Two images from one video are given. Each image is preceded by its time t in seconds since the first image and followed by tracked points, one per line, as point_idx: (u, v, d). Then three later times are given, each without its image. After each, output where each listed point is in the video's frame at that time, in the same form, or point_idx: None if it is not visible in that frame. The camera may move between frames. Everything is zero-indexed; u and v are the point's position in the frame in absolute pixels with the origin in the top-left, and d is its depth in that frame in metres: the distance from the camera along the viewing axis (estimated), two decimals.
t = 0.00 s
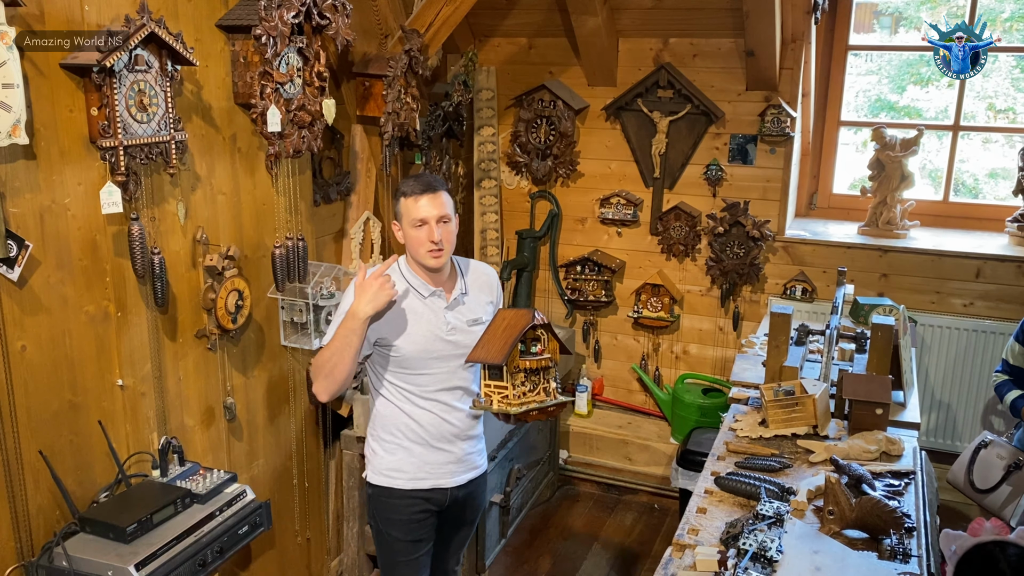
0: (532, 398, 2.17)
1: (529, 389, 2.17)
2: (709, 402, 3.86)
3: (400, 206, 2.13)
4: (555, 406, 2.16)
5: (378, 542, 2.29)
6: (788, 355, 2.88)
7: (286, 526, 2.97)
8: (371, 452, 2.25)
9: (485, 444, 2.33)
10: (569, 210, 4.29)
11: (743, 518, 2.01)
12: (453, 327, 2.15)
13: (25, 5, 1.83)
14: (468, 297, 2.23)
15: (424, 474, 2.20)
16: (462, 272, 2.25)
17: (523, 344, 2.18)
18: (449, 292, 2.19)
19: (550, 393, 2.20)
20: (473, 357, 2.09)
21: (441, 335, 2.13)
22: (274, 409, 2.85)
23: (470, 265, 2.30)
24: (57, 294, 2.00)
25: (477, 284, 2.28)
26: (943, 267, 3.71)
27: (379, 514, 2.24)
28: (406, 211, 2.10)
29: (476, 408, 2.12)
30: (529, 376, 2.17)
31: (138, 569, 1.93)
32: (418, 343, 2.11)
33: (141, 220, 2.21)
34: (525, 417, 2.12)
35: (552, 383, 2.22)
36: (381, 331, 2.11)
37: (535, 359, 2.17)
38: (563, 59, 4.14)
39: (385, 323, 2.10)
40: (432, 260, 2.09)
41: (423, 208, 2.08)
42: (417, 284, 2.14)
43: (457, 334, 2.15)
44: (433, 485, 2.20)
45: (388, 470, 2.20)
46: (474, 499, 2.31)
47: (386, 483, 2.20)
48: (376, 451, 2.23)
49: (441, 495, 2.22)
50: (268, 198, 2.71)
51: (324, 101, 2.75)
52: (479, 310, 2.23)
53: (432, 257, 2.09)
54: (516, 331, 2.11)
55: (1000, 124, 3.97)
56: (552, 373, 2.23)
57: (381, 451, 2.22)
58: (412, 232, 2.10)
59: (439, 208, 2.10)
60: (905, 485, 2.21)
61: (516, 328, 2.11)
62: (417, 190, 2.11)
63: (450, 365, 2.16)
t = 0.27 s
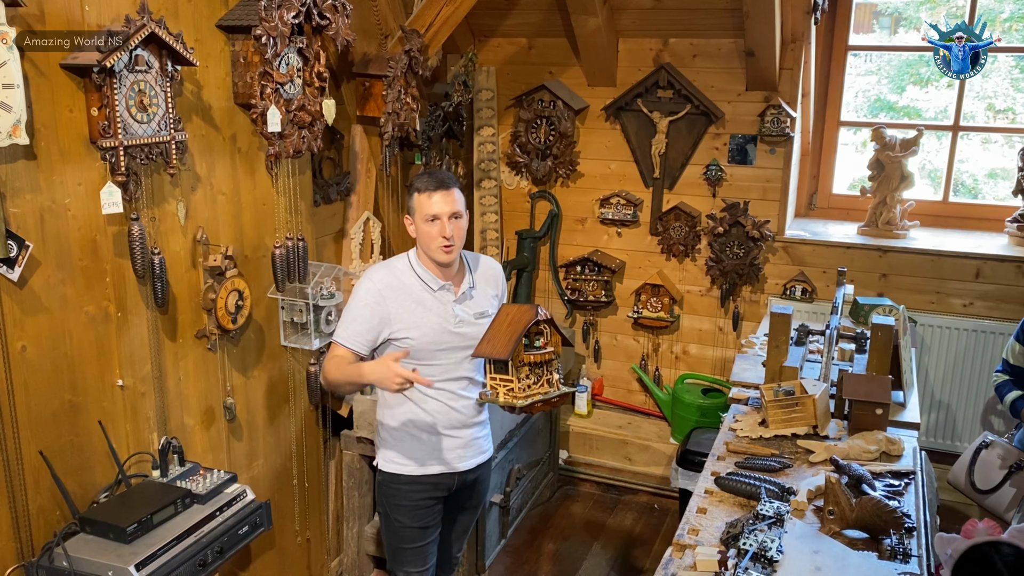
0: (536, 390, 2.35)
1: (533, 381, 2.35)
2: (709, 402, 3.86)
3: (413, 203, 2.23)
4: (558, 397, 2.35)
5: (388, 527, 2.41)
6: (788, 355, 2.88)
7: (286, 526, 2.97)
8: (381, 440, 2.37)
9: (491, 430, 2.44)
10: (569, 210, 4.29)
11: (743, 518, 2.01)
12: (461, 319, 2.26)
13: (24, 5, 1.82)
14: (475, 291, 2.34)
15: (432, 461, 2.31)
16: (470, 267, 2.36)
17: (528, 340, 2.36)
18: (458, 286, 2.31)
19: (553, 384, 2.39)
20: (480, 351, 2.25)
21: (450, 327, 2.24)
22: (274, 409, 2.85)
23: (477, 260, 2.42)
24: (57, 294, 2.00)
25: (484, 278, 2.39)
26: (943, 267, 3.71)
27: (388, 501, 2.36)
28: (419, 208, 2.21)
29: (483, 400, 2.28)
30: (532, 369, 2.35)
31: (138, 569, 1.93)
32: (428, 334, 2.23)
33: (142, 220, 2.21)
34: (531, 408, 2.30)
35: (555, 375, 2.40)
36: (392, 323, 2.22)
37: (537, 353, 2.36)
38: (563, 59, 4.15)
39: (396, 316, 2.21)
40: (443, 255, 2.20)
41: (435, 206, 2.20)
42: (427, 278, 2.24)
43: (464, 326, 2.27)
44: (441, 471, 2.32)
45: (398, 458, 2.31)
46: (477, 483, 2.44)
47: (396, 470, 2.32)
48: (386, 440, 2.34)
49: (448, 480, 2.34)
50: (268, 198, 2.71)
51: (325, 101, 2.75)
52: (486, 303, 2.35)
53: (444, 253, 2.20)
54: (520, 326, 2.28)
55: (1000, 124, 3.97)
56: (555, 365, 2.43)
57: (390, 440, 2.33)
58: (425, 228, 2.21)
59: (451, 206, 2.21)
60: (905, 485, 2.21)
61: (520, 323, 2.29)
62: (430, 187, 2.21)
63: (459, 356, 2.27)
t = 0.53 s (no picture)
0: (537, 382, 2.34)
1: (534, 373, 2.34)
2: (710, 402, 3.86)
3: (417, 197, 2.28)
4: (559, 388, 2.33)
5: (391, 518, 2.44)
6: (789, 355, 2.88)
7: (287, 526, 2.97)
8: (387, 433, 2.41)
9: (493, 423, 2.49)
10: (569, 210, 4.29)
11: (745, 518, 2.01)
12: (463, 314, 2.31)
13: (26, 5, 1.83)
14: (478, 286, 2.38)
15: (437, 451, 2.36)
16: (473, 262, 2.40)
17: (528, 333, 2.34)
18: (461, 281, 2.35)
19: (554, 376, 2.39)
20: (483, 345, 2.23)
21: (452, 321, 2.30)
22: (275, 409, 2.85)
23: (480, 256, 2.46)
24: (59, 293, 2.01)
25: (487, 274, 2.43)
26: (943, 267, 3.71)
27: (391, 491, 2.40)
28: (423, 201, 2.25)
29: (487, 393, 2.28)
30: (534, 362, 2.33)
31: (140, 568, 1.93)
32: (431, 329, 2.28)
33: (143, 220, 2.21)
34: (534, 400, 2.27)
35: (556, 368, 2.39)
36: (397, 318, 2.28)
37: (538, 346, 2.33)
38: (564, 59, 4.15)
39: (401, 311, 2.27)
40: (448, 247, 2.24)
41: (438, 198, 2.23)
42: (431, 273, 2.29)
43: (467, 320, 2.31)
44: (445, 462, 2.36)
45: (403, 449, 2.36)
46: (480, 475, 2.47)
47: (402, 461, 2.36)
48: (391, 432, 2.39)
49: (452, 471, 2.38)
50: (269, 198, 2.71)
51: (326, 101, 2.75)
52: (489, 298, 2.39)
53: (448, 245, 2.23)
54: (521, 321, 2.28)
55: (1000, 124, 3.97)
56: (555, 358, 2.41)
57: (395, 432, 2.38)
58: (428, 220, 2.25)
59: (454, 198, 2.25)
60: (907, 485, 2.21)
61: (521, 318, 2.28)
62: (433, 182, 2.26)
63: (462, 350, 2.32)
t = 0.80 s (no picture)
0: (539, 372, 2.37)
1: (535, 364, 2.37)
2: (710, 402, 3.87)
3: (419, 194, 2.30)
4: (560, 379, 2.36)
5: (393, 514, 2.44)
6: (789, 355, 2.88)
7: (287, 526, 2.97)
8: (388, 428, 2.41)
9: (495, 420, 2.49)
10: (569, 210, 4.29)
11: (746, 518, 2.01)
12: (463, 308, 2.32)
13: (26, 5, 1.83)
14: (477, 281, 2.39)
15: (440, 447, 2.36)
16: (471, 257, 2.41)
17: (531, 324, 2.38)
18: (460, 276, 2.36)
19: (555, 367, 2.41)
20: (486, 334, 2.28)
21: (452, 317, 2.30)
22: (275, 409, 2.85)
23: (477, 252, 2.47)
24: (60, 293, 2.01)
25: (485, 270, 2.44)
26: (943, 267, 3.72)
27: (394, 487, 2.40)
28: (425, 197, 2.28)
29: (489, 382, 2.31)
30: (535, 352, 2.36)
31: (140, 568, 1.93)
32: (432, 325, 2.28)
33: (143, 220, 2.21)
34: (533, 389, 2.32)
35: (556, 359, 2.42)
36: (397, 314, 2.28)
37: (541, 336, 2.37)
38: (564, 59, 4.15)
39: (401, 307, 2.27)
40: (452, 241, 2.27)
41: (443, 193, 2.28)
42: (430, 269, 2.30)
43: (467, 315, 2.32)
44: (447, 457, 2.36)
45: (406, 444, 2.35)
46: (481, 471, 2.48)
47: (404, 457, 2.36)
48: (393, 428, 2.39)
49: (454, 466, 2.38)
50: (270, 198, 2.71)
51: (327, 101, 2.75)
52: (488, 293, 2.40)
53: (453, 239, 2.27)
54: (524, 311, 2.31)
55: (1000, 124, 3.97)
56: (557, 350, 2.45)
57: (397, 427, 2.38)
58: (430, 215, 2.28)
59: (455, 193, 2.28)
60: (907, 484, 2.21)
61: (524, 308, 2.32)
62: (435, 178, 2.30)
63: (462, 346, 2.33)
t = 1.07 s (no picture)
0: (541, 369, 2.39)
1: (538, 360, 2.39)
2: (709, 402, 3.87)
3: (424, 198, 2.29)
4: (562, 374, 2.39)
5: (395, 513, 2.44)
6: (789, 355, 2.89)
7: (288, 526, 2.97)
8: (389, 428, 2.41)
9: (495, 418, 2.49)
10: (569, 210, 4.29)
11: (745, 518, 2.01)
12: (462, 307, 2.33)
13: (27, 5, 1.83)
14: (473, 279, 2.40)
15: (441, 445, 2.35)
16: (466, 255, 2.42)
17: (533, 321, 2.40)
18: (456, 275, 2.37)
19: (557, 364, 2.43)
20: (489, 331, 2.30)
21: (451, 316, 2.31)
22: (275, 409, 2.85)
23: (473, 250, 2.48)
24: (60, 293, 2.01)
25: (481, 267, 2.44)
26: (943, 267, 3.72)
27: (396, 486, 2.40)
28: (429, 202, 2.28)
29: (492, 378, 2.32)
30: (537, 349, 2.39)
31: (140, 567, 1.93)
32: (432, 324, 2.29)
33: (144, 220, 2.21)
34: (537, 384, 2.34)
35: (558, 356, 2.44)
36: (396, 314, 2.28)
37: (543, 332, 2.40)
38: (564, 60, 4.15)
39: (400, 306, 2.28)
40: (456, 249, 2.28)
41: (449, 202, 2.27)
42: (427, 268, 2.30)
43: (465, 313, 2.33)
44: (449, 455, 2.36)
45: (407, 443, 2.35)
46: (483, 470, 2.48)
47: (406, 456, 2.36)
48: (394, 427, 2.39)
49: (456, 465, 2.38)
50: (270, 198, 2.71)
51: (327, 101, 2.75)
52: (485, 291, 2.41)
53: (457, 244, 2.27)
54: (527, 307, 2.34)
55: (1000, 124, 3.97)
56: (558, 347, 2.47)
57: (398, 427, 2.38)
58: (433, 220, 2.28)
59: (460, 200, 2.28)
60: (907, 484, 2.21)
61: (527, 304, 2.35)
62: (440, 183, 2.28)
63: (461, 344, 2.34)
